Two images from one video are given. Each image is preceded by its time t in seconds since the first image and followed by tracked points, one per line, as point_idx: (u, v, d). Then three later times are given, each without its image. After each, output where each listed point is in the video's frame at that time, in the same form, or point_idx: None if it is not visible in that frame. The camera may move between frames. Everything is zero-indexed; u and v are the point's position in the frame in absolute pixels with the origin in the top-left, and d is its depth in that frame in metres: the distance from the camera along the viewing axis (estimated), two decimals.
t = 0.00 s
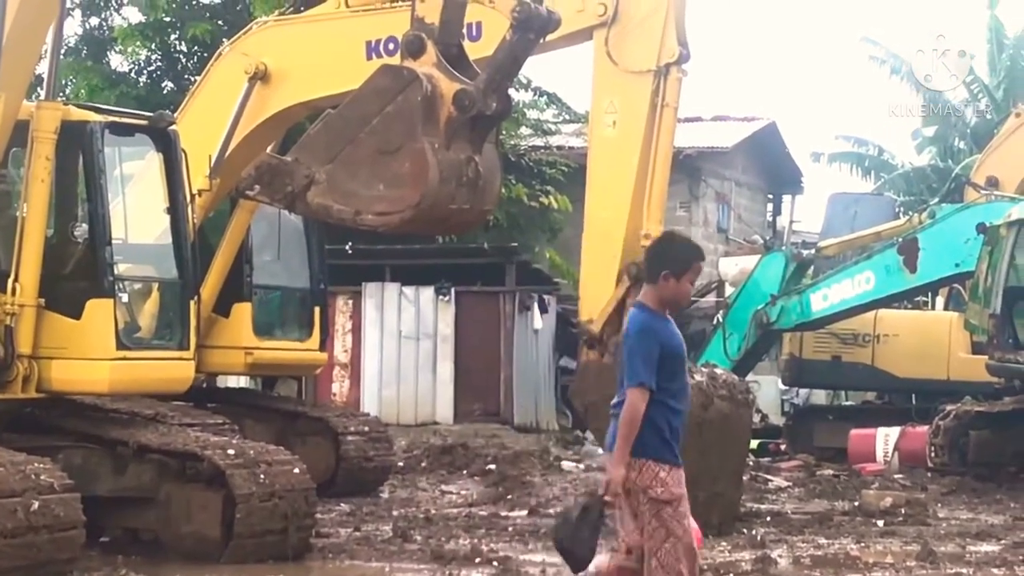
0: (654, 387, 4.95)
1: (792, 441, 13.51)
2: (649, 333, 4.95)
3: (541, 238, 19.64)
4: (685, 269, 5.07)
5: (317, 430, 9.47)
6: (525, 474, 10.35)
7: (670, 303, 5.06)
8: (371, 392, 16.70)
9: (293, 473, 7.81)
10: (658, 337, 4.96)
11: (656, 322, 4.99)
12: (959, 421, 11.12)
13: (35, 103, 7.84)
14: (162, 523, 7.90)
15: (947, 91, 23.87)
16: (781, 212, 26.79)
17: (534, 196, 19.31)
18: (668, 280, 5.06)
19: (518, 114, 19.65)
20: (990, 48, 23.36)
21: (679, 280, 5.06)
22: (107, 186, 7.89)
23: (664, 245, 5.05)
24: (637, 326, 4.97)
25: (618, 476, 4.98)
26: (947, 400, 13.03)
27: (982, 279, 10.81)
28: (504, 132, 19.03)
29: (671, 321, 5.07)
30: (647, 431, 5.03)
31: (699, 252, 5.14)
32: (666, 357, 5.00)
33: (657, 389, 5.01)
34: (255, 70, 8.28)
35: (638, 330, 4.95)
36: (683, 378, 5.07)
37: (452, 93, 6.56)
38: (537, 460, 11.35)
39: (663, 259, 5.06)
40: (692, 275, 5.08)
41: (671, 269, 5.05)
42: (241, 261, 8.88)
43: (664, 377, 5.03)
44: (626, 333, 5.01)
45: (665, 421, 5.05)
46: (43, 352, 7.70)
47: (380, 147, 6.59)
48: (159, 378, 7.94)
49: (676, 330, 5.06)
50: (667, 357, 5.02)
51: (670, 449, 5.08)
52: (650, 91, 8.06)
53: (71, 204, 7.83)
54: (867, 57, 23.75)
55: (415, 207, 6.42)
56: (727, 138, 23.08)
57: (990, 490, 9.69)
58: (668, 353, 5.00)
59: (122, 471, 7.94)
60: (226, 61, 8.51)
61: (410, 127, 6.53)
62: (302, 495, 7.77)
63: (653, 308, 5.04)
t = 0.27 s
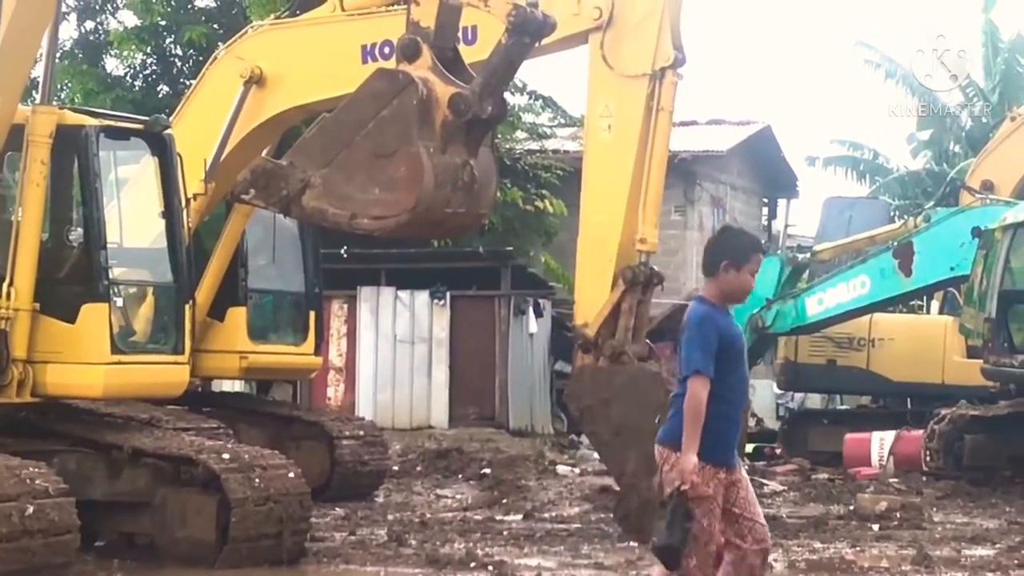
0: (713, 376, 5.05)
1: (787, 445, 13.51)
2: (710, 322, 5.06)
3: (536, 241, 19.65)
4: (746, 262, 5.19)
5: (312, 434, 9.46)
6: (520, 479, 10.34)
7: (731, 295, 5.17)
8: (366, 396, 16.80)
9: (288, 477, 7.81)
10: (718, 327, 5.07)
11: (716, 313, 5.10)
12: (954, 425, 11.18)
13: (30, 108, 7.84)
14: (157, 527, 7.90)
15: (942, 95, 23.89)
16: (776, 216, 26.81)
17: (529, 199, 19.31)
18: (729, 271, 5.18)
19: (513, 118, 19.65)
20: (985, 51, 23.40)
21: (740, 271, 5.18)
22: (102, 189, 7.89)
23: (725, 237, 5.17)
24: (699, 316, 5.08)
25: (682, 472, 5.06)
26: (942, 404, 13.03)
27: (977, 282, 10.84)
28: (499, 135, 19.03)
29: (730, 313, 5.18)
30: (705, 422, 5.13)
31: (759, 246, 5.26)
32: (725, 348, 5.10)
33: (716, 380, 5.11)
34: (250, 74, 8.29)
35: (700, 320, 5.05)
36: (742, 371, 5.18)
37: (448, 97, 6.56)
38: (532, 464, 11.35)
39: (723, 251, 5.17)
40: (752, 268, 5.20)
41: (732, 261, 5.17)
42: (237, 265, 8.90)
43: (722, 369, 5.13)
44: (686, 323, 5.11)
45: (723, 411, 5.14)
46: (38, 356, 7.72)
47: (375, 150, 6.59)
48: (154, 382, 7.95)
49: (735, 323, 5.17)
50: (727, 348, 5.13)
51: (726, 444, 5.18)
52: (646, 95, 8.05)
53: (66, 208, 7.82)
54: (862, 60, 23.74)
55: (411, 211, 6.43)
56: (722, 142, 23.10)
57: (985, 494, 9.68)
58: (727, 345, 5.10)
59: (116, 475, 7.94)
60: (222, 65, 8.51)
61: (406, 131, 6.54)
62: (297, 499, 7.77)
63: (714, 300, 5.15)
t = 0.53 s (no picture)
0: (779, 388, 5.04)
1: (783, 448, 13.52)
2: (777, 335, 5.07)
3: (531, 245, 19.67)
4: (813, 273, 5.19)
5: (308, 436, 9.47)
6: (515, 481, 10.35)
7: (798, 308, 5.19)
8: (362, 400, 16.80)
9: (284, 480, 7.80)
10: (785, 340, 5.07)
11: (783, 325, 5.11)
12: (949, 427, 11.20)
13: (25, 110, 7.83)
14: (152, 529, 7.90)
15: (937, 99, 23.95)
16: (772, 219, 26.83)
17: (524, 202, 19.33)
18: (797, 284, 5.20)
19: (508, 121, 19.64)
20: (981, 55, 23.40)
21: (807, 282, 5.19)
22: (97, 192, 7.88)
23: (790, 249, 5.19)
24: (766, 329, 5.09)
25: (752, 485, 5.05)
26: (937, 407, 13.05)
27: (972, 285, 10.83)
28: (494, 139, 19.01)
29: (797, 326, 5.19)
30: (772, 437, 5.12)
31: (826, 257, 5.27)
32: (793, 361, 5.10)
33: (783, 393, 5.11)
34: (245, 77, 8.29)
35: (768, 333, 5.06)
36: (810, 384, 5.16)
37: (443, 100, 6.56)
38: (527, 466, 11.36)
39: (790, 262, 5.18)
40: (819, 280, 5.20)
41: (798, 272, 5.19)
42: (232, 268, 8.88)
43: (790, 383, 5.13)
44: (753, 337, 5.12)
45: (787, 423, 5.13)
46: (34, 359, 7.71)
47: (370, 153, 6.62)
48: (149, 385, 7.94)
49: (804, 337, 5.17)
50: (795, 361, 5.13)
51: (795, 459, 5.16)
52: (641, 98, 8.06)
53: (61, 210, 7.82)
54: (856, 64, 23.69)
55: (405, 214, 6.46)
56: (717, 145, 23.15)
57: (980, 497, 9.69)
58: (795, 358, 5.10)
59: (112, 477, 7.94)
60: (217, 67, 8.50)
61: (401, 133, 6.57)
62: (293, 501, 7.76)
63: (781, 314, 5.16)
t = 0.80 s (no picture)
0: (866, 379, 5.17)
1: (778, 449, 13.52)
2: (858, 328, 5.20)
3: (527, 246, 19.67)
4: (882, 267, 5.35)
5: (303, 438, 9.47)
6: (511, 483, 10.35)
7: (872, 302, 5.34)
8: (357, 401, 16.76)
9: (279, 481, 7.79)
10: (866, 333, 5.21)
11: (860, 320, 5.25)
12: (944, 429, 11.22)
13: (19, 111, 7.82)
14: (147, 531, 7.89)
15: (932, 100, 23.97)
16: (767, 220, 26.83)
17: (520, 203, 19.32)
18: (868, 279, 5.35)
19: (504, 122, 19.63)
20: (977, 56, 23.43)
21: (878, 277, 5.34)
22: (92, 193, 7.89)
23: (859, 246, 5.36)
24: (845, 324, 5.23)
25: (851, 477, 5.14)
26: (933, 408, 13.04)
27: (968, 287, 10.85)
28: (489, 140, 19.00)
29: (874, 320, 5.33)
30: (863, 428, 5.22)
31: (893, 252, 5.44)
32: (874, 353, 5.23)
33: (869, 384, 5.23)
34: (241, 78, 8.28)
35: (848, 327, 5.20)
36: (891, 376, 5.29)
37: (439, 101, 6.59)
38: (523, 468, 11.35)
39: (859, 259, 5.35)
40: (889, 272, 5.36)
41: (868, 267, 5.35)
42: (227, 269, 8.89)
43: (872, 375, 5.26)
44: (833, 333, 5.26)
45: (874, 415, 5.26)
46: (29, 360, 7.68)
47: (365, 154, 6.60)
48: (144, 386, 7.94)
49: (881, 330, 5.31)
50: (875, 354, 5.25)
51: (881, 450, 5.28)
52: (637, 99, 8.06)
53: (56, 211, 7.83)
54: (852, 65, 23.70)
55: (401, 216, 6.45)
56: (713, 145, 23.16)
57: (976, 499, 9.69)
58: (876, 350, 5.24)
59: (107, 479, 7.93)
60: (213, 68, 8.49)
61: (397, 135, 6.57)
62: (288, 503, 7.75)
63: (857, 309, 5.31)
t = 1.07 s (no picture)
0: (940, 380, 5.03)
1: (776, 449, 13.53)
2: (932, 330, 5.06)
3: (524, 246, 19.68)
4: (953, 267, 5.19)
5: (300, 437, 9.48)
6: (508, 482, 10.35)
7: (944, 304, 5.17)
8: (354, 401, 16.81)
9: (276, 481, 7.80)
10: (939, 335, 5.06)
11: (933, 321, 5.10)
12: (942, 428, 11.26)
13: (16, 111, 7.82)
14: (144, 531, 7.90)
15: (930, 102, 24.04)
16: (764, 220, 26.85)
17: (517, 203, 19.33)
18: (938, 281, 5.18)
19: (501, 122, 19.64)
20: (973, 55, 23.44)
21: (948, 278, 5.18)
22: (89, 193, 7.89)
23: (931, 246, 5.20)
24: (919, 325, 5.08)
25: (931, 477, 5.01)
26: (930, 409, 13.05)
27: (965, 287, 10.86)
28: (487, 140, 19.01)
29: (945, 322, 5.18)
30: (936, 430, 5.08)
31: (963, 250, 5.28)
32: (947, 355, 5.08)
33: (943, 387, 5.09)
34: (238, 77, 8.28)
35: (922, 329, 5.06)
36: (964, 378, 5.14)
37: (436, 101, 6.59)
38: (520, 467, 11.36)
39: (931, 259, 5.19)
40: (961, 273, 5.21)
41: (939, 269, 5.18)
42: (225, 269, 8.89)
43: (946, 377, 5.11)
44: (906, 334, 5.11)
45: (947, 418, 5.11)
46: (26, 360, 7.69)
47: (363, 154, 6.62)
48: (141, 386, 7.94)
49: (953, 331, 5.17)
50: (948, 355, 5.10)
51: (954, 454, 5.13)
52: (634, 99, 8.05)
53: (53, 211, 7.82)
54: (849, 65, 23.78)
55: (399, 215, 6.47)
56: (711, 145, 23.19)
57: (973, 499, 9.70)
58: (949, 351, 5.09)
59: (104, 479, 7.94)
60: (209, 68, 8.49)
61: (394, 135, 6.58)
62: (285, 503, 7.76)
63: (930, 310, 5.16)
